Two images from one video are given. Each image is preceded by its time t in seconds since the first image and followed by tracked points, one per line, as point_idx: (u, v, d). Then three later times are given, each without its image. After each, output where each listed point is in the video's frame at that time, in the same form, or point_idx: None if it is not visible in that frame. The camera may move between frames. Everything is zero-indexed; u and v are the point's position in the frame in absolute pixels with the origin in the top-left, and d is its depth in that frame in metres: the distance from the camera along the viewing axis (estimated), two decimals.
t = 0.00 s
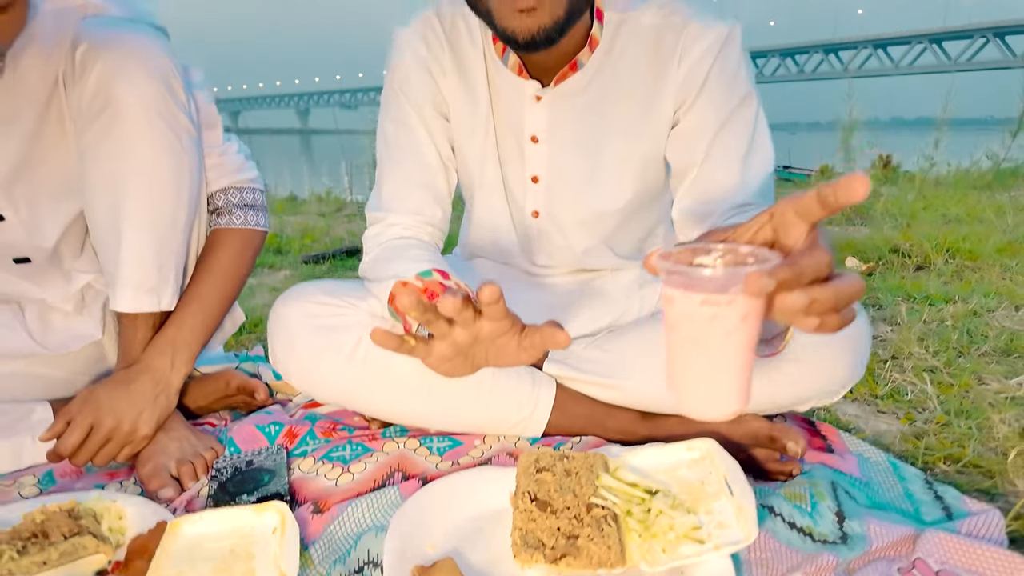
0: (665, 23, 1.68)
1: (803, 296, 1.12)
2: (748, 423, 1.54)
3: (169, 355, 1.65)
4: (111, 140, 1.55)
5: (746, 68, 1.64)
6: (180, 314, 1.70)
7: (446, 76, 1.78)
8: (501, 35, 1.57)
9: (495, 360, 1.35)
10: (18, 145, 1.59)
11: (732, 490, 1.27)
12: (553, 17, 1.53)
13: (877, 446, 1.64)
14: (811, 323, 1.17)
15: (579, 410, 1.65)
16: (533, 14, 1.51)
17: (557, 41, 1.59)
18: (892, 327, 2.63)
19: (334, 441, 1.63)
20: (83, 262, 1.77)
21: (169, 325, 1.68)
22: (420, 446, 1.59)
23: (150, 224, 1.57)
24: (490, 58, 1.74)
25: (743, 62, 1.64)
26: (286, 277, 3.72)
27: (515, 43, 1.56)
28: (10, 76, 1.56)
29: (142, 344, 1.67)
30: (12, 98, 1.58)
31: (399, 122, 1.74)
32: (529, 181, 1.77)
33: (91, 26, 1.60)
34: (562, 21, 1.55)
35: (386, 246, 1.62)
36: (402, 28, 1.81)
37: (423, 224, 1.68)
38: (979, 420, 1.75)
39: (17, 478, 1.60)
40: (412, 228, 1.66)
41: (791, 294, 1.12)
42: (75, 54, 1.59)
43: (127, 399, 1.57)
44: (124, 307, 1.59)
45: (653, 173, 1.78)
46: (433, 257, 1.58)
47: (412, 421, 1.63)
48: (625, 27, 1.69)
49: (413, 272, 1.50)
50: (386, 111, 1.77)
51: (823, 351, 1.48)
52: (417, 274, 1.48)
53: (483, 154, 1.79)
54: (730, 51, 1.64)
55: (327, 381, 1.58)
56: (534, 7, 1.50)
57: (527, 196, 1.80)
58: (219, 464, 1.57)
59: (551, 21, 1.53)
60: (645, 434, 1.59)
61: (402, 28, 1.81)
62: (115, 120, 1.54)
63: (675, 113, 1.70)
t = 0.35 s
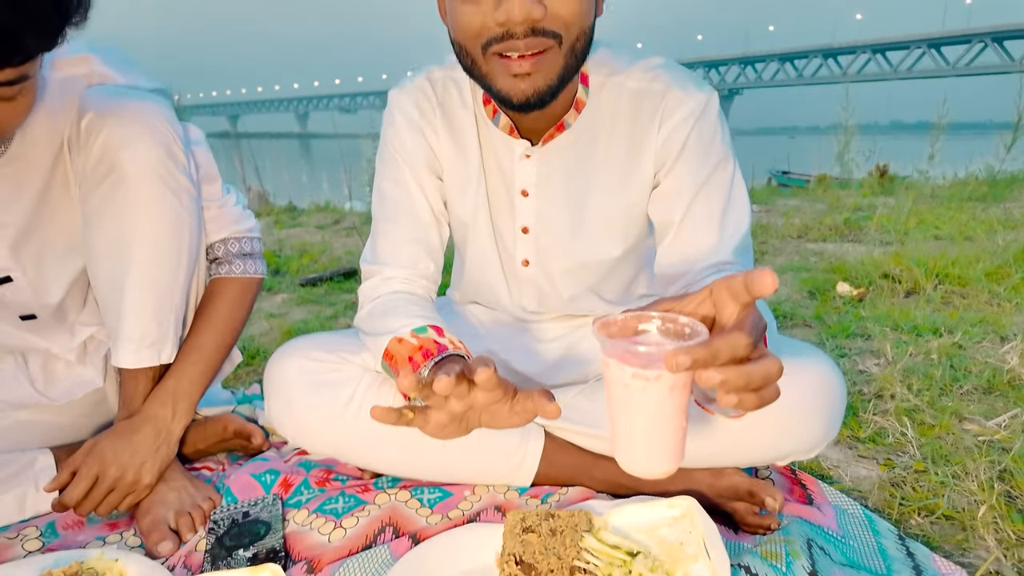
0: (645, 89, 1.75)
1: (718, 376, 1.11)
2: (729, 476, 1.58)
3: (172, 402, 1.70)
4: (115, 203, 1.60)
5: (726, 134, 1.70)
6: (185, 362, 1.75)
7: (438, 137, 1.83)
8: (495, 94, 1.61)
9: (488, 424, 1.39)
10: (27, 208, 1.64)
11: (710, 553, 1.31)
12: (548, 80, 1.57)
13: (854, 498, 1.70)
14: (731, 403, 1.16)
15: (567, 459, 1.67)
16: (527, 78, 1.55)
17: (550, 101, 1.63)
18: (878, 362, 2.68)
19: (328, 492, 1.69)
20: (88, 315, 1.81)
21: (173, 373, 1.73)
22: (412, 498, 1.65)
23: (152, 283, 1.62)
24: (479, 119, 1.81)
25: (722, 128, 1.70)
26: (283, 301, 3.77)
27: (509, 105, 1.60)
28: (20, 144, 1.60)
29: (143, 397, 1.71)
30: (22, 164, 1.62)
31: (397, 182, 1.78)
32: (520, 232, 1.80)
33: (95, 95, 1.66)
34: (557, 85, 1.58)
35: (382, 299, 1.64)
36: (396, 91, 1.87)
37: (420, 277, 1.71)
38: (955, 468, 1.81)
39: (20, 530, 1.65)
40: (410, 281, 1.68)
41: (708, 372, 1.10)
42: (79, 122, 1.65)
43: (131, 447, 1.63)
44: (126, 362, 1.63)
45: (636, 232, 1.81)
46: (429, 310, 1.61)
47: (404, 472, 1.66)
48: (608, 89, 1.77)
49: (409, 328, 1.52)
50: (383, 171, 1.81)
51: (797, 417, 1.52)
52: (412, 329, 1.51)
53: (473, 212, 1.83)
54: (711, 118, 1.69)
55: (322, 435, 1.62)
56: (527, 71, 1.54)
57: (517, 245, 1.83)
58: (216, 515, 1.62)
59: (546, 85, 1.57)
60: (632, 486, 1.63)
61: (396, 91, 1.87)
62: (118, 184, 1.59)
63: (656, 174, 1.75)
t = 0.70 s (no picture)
0: (635, 140, 1.81)
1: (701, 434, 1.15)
2: (718, 516, 1.61)
3: (225, 413, 1.90)
4: (139, 250, 1.65)
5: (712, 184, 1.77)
6: (219, 377, 1.92)
7: (435, 185, 1.88)
8: (492, 149, 1.66)
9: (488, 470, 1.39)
10: (40, 255, 1.68)
11: None
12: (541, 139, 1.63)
13: (841, 537, 1.74)
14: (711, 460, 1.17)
15: (560, 497, 1.70)
16: (523, 136, 1.60)
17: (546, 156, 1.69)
18: (869, 392, 2.71)
19: (325, 530, 1.72)
20: (94, 357, 1.85)
21: (216, 388, 1.90)
22: (407, 537, 1.68)
23: (171, 328, 1.66)
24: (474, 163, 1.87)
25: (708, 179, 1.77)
26: (281, 327, 3.80)
27: (505, 159, 1.65)
28: (36, 194, 1.63)
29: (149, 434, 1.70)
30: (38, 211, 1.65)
31: (394, 227, 1.84)
32: (514, 276, 1.84)
33: (124, 149, 1.72)
34: (551, 143, 1.63)
35: (377, 342, 1.69)
36: (393, 138, 1.92)
37: (415, 319, 1.76)
38: (941, 504, 1.84)
39: (21, 569, 1.65)
40: (404, 321, 1.74)
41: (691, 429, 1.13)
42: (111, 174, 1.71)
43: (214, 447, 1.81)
44: (140, 401, 1.67)
45: (628, 274, 1.86)
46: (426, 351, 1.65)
47: (399, 513, 1.69)
48: (600, 139, 1.82)
49: (406, 368, 1.57)
50: (381, 218, 1.86)
51: (790, 457, 1.55)
52: (409, 369, 1.56)
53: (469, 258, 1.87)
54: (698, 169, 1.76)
55: (321, 475, 1.65)
56: (521, 133, 1.58)
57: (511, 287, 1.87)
58: (215, 554, 1.64)
59: (539, 144, 1.62)
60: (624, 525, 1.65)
61: (394, 137, 1.91)
62: (147, 232, 1.64)
63: (646, 221, 1.80)
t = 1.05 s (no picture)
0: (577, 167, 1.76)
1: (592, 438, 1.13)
2: (712, 553, 1.61)
3: (228, 448, 1.91)
4: (146, 291, 1.66)
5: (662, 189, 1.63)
6: (223, 410, 1.93)
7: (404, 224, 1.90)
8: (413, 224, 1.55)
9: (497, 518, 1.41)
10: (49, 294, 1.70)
11: None
12: (455, 215, 1.50)
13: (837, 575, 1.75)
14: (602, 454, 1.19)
15: (556, 536, 1.72)
16: (434, 213, 1.48)
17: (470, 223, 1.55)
18: (864, 422, 2.72)
19: (322, 567, 1.73)
20: (95, 395, 1.86)
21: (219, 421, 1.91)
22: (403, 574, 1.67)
23: (173, 366, 1.67)
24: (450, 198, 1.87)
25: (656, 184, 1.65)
26: (280, 352, 3.81)
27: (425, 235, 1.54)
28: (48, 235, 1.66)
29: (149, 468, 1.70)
30: (48, 250, 1.67)
31: (370, 267, 1.87)
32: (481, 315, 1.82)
33: (135, 191, 1.75)
34: (466, 215, 1.51)
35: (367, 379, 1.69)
36: (364, 182, 1.96)
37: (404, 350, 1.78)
38: (936, 540, 1.86)
39: None
40: (393, 354, 1.75)
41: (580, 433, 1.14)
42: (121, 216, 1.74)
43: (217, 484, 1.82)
44: (141, 438, 1.68)
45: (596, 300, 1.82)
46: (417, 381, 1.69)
47: (396, 551, 1.68)
48: (545, 174, 1.78)
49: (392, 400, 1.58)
50: (359, 261, 1.90)
51: (793, 487, 1.53)
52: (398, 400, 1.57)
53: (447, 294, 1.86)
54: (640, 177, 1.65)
55: (312, 514, 1.66)
56: (432, 210, 1.47)
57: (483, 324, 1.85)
58: None
59: (453, 219, 1.50)
60: (621, 562, 1.66)
61: (364, 181, 1.96)
62: (154, 272, 1.66)
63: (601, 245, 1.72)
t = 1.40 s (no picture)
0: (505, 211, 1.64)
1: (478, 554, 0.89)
2: None
3: (231, 464, 1.89)
4: (167, 319, 1.66)
5: (575, 230, 1.44)
6: (228, 425, 1.91)
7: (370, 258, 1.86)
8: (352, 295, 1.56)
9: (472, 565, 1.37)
10: (64, 324, 1.66)
11: None
12: (390, 281, 1.51)
13: None
14: None
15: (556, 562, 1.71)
16: (368, 283, 1.50)
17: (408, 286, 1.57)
18: (862, 443, 2.72)
19: None
20: (98, 421, 1.83)
21: (224, 436, 1.88)
22: None
23: (187, 393, 1.67)
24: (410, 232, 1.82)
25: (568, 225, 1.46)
26: (280, 372, 3.81)
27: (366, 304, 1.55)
28: (60, 265, 1.63)
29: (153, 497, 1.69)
30: (64, 277, 1.64)
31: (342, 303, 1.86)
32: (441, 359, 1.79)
33: (160, 221, 1.74)
34: (404, 279, 1.53)
35: (355, 420, 1.71)
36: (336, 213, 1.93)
37: (390, 383, 1.81)
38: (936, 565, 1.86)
39: None
40: (380, 387, 1.79)
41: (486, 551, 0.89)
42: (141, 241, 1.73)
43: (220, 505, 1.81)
44: (151, 462, 1.66)
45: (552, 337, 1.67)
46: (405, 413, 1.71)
47: None
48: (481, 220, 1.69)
49: (382, 435, 1.61)
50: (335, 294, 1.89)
51: (787, 507, 1.53)
52: (387, 434, 1.61)
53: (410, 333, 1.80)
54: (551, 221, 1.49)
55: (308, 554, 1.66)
56: (367, 279, 1.49)
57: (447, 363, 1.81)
58: None
59: (390, 285, 1.52)
60: None
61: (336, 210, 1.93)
62: (174, 296, 1.65)
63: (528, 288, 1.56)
